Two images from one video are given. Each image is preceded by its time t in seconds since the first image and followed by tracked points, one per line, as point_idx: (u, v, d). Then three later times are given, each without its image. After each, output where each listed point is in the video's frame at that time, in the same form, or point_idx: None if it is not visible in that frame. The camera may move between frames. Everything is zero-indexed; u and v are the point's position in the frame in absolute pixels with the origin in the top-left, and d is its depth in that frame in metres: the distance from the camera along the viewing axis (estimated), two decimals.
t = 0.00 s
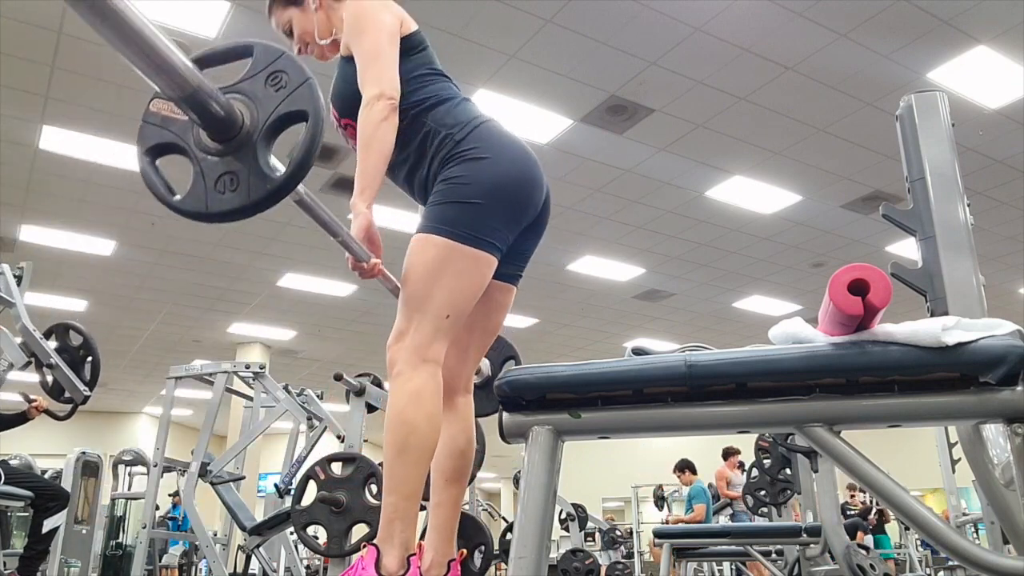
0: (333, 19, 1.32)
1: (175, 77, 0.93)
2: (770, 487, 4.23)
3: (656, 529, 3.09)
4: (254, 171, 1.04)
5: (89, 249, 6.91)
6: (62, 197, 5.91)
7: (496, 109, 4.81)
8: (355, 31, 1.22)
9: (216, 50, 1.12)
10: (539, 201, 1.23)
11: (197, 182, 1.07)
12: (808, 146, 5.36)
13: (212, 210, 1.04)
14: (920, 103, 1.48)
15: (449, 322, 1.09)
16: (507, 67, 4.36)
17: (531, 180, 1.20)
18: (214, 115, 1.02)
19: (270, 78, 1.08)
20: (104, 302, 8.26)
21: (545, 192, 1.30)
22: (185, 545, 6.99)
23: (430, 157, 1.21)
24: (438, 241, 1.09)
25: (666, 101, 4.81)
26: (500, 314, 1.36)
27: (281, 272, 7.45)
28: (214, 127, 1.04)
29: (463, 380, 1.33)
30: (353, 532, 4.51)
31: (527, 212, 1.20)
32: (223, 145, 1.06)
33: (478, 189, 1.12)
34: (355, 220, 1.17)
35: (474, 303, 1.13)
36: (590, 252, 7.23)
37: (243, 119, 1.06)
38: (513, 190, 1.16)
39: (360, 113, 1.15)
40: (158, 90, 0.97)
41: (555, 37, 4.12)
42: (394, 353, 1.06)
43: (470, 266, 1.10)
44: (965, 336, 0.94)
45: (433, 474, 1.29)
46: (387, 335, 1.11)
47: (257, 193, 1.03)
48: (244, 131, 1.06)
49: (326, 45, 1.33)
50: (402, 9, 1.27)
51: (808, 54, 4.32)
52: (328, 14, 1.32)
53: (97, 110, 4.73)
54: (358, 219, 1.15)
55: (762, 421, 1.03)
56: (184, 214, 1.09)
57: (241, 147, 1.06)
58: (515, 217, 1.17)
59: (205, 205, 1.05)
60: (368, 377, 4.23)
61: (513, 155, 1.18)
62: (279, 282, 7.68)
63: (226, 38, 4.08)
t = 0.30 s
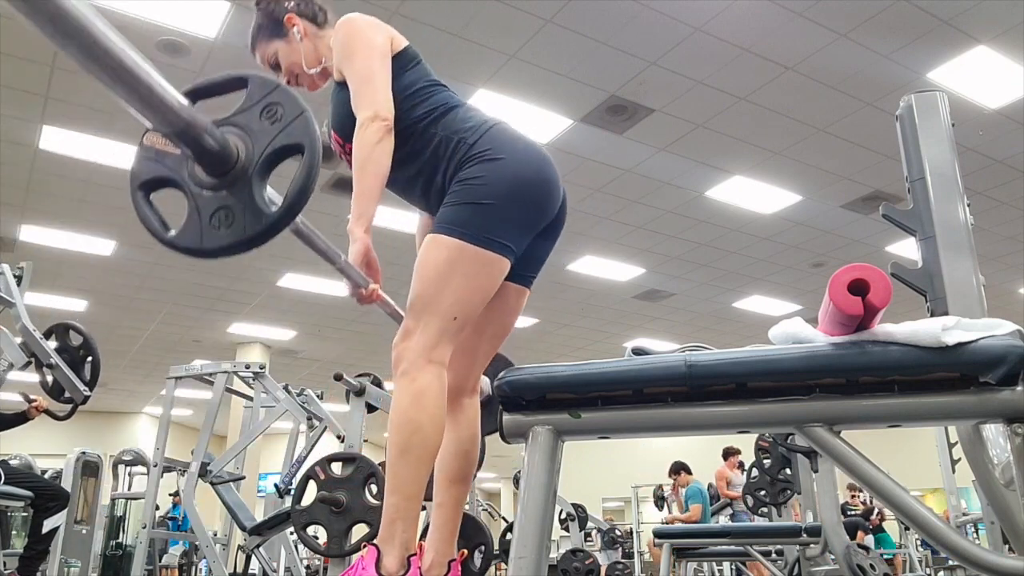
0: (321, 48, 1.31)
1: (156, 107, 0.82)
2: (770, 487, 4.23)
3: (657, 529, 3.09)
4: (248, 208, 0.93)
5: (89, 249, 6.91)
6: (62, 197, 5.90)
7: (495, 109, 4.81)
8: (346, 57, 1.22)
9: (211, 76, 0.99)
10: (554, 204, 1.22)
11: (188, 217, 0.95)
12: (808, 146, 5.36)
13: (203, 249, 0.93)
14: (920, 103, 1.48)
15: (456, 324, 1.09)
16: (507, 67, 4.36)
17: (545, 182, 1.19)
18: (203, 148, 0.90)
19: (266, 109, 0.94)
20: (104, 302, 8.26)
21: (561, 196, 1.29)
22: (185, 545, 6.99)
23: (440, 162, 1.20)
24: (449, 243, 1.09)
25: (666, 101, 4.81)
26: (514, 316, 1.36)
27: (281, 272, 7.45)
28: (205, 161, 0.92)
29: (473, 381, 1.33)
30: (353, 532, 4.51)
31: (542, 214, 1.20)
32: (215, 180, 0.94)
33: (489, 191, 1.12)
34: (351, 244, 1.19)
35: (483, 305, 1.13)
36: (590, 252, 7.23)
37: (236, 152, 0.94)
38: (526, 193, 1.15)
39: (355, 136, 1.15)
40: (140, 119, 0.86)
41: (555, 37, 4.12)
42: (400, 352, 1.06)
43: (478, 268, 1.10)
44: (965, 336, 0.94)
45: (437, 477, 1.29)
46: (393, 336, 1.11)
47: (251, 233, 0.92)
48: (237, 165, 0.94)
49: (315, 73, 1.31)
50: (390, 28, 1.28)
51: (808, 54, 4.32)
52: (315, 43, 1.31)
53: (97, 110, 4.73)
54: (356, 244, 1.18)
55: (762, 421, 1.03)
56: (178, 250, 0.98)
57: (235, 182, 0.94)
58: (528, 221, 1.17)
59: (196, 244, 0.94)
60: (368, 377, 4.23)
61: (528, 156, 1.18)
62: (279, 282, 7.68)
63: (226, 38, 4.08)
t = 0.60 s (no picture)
0: (310, 84, 1.28)
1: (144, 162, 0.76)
2: (770, 487, 4.23)
3: (657, 529, 3.09)
4: (237, 258, 0.88)
5: (89, 249, 6.91)
6: (63, 198, 5.91)
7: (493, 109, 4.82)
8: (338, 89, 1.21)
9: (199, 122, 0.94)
10: (570, 208, 1.22)
11: (175, 268, 0.90)
12: (808, 146, 5.36)
13: (192, 299, 0.88)
14: (920, 103, 1.48)
15: (463, 326, 1.09)
16: (507, 67, 4.36)
17: (559, 184, 1.19)
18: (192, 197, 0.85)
19: (257, 156, 0.90)
20: (104, 302, 8.27)
21: (578, 203, 1.29)
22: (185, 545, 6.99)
23: (449, 169, 1.21)
24: (461, 243, 1.09)
25: (666, 101, 4.81)
26: (524, 318, 1.36)
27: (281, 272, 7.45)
28: (193, 210, 0.87)
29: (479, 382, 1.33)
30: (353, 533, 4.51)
31: (557, 218, 1.19)
32: (204, 228, 0.90)
33: (502, 193, 1.12)
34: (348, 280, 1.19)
35: (491, 307, 1.13)
36: (590, 252, 7.23)
37: (226, 200, 0.89)
38: (539, 194, 1.15)
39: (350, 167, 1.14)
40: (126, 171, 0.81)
41: (555, 37, 4.12)
42: (405, 352, 1.06)
43: (488, 269, 1.10)
44: (965, 336, 0.94)
45: (442, 478, 1.29)
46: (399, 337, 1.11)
47: (242, 283, 0.87)
48: (227, 214, 0.89)
49: (306, 109, 1.28)
50: (379, 53, 1.27)
51: (808, 54, 4.32)
52: (303, 79, 1.27)
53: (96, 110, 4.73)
54: (351, 278, 1.17)
55: (762, 421, 1.03)
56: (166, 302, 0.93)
57: (224, 231, 0.89)
58: (543, 224, 1.16)
59: (185, 295, 0.89)
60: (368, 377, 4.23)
61: (542, 159, 1.18)
62: (279, 282, 7.68)
63: (226, 38, 4.08)
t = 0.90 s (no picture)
0: (300, 125, 1.26)
1: (117, 221, 0.74)
2: (770, 487, 4.23)
3: (656, 529, 3.09)
4: (221, 321, 0.83)
5: (89, 250, 6.92)
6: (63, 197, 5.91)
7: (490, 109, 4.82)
8: (330, 126, 1.20)
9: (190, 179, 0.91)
10: (582, 212, 1.22)
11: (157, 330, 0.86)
12: (808, 146, 5.36)
13: (171, 365, 0.83)
14: (920, 103, 1.48)
15: (467, 328, 1.09)
16: (507, 67, 4.37)
17: (570, 184, 1.19)
18: (175, 259, 0.81)
19: (246, 216, 0.86)
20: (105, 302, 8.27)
21: (590, 207, 1.29)
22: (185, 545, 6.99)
23: (455, 178, 1.21)
24: (470, 244, 1.09)
25: (666, 101, 4.81)
26: (531, 320, 1.36)
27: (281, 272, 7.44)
28: (176, 270, 0.84)
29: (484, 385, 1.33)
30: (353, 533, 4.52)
31: (569, 220, 1.19)
32: (189, 290, 0.85)
33: (511, 194, 1.12)
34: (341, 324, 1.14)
35: (496, 310, 1.13)
36: (590, 252, 7.23)
37: (213, 260, 0.85)
38: (550, 194, 1.15)
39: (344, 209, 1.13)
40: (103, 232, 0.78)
41: (555, 37, 4.12)
42: (407, 351, 1.06)
43: (494, 271, 1.10)
44: (965, 336, 0.94)
45: (442, 481, 1.29)
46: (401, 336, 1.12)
47: (225, 349, 0.82)
48: (212, 275, 0.85)
49: (299, 153, 1.27)
50: (369, 85, 1.27)
51: (808, 54, 4.32)
52: (291, 123, 1.25)
53: (97, 110, 4.73)
54: (346, 322, 1.13)
55: (762, 421, 1.03)
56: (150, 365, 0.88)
57: (209, 293, 0.85)
58: (554, 227, 1.16)
59: (166, 359, 0.84)
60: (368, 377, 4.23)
61: (551, 160, 1.18)
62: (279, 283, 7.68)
63: (226, 38, 4.08)
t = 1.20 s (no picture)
0: (295, 167, 1.26)
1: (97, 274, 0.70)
2: (770, 487, 4.23)
3: (657, 529, 3.09)
4: (214, 380, 0.79)
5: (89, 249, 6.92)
6: (63, 197, 5.90)
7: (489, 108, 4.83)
8: (324, 161, 1.21)
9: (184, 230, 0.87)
10: (591, 215, 1.21)
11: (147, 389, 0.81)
12: (808, 146, 5.36)
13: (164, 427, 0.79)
14: (920, 103, 1.48)
15: (471, 329, 1.09)
16: (507, 67, 4.37)
17: (578, 185, 1.19)
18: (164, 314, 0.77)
19: (240, 269, 0.82)
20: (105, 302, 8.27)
21: (598, 209, 1.29)
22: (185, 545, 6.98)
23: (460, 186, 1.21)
24: (476, 244, 1.09)
25: (666, 101, 4.81)
26: (537, 323, 1.37)
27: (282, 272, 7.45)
28: (166, 326, 0.79)
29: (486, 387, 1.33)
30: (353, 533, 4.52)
31: (578, 222, 1.19)
32: (181, 347, 0.81)
33: (518, 195, 1.12)
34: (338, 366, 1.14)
35: (501, 313, 1.13)
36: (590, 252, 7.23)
37: (205, 316, 0.81)
38: (557, 194, 1.15)
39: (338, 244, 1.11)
40: (85, 289, 0.74)
41: (555, 37, 4.12)
42: (409, 353, 1.06)
43: (500, 271, 1.09)
44: (965, 336, 0.94)
45: (443, 481, 1.29)
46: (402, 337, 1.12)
47: (216, 409, 0.77)
48: (205, 332, 0.81)
49: (297, 194, 1.26)
50: (361, 116, 1.27)
51: (808, 54, 4.32)
52: (286, 166, 1.25)
53: (98, 110, 4.74)
54: (344, 362, 1.12)
55: (762, 421, 1.03)
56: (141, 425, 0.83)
57: (203, 351, 0.81)
58: (563, 229, 1.16)
59: (156, 419, 0.80)
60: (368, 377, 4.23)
61: (557, 160, 1.19)
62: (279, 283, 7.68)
63: (227, 38, 4.08)
